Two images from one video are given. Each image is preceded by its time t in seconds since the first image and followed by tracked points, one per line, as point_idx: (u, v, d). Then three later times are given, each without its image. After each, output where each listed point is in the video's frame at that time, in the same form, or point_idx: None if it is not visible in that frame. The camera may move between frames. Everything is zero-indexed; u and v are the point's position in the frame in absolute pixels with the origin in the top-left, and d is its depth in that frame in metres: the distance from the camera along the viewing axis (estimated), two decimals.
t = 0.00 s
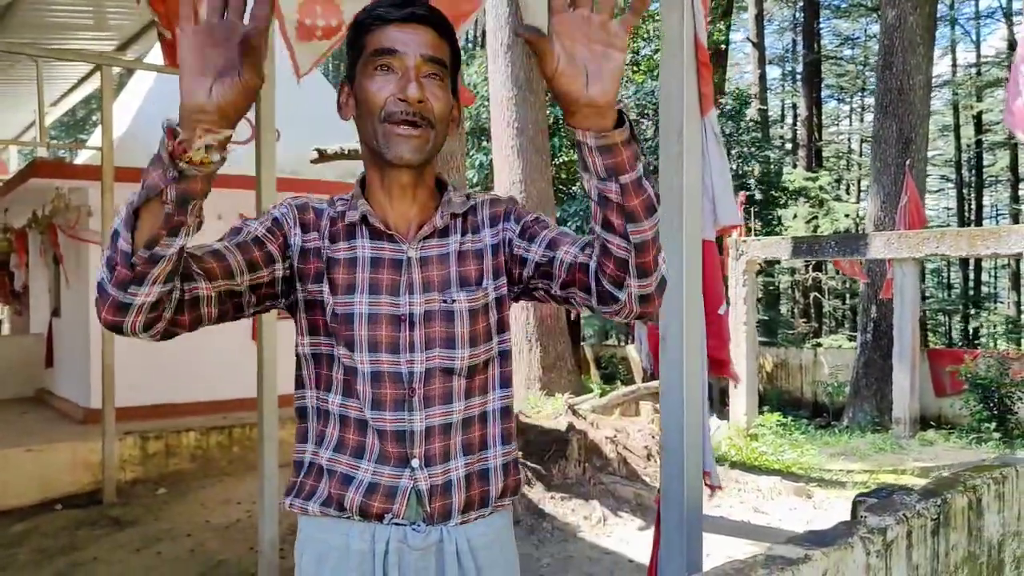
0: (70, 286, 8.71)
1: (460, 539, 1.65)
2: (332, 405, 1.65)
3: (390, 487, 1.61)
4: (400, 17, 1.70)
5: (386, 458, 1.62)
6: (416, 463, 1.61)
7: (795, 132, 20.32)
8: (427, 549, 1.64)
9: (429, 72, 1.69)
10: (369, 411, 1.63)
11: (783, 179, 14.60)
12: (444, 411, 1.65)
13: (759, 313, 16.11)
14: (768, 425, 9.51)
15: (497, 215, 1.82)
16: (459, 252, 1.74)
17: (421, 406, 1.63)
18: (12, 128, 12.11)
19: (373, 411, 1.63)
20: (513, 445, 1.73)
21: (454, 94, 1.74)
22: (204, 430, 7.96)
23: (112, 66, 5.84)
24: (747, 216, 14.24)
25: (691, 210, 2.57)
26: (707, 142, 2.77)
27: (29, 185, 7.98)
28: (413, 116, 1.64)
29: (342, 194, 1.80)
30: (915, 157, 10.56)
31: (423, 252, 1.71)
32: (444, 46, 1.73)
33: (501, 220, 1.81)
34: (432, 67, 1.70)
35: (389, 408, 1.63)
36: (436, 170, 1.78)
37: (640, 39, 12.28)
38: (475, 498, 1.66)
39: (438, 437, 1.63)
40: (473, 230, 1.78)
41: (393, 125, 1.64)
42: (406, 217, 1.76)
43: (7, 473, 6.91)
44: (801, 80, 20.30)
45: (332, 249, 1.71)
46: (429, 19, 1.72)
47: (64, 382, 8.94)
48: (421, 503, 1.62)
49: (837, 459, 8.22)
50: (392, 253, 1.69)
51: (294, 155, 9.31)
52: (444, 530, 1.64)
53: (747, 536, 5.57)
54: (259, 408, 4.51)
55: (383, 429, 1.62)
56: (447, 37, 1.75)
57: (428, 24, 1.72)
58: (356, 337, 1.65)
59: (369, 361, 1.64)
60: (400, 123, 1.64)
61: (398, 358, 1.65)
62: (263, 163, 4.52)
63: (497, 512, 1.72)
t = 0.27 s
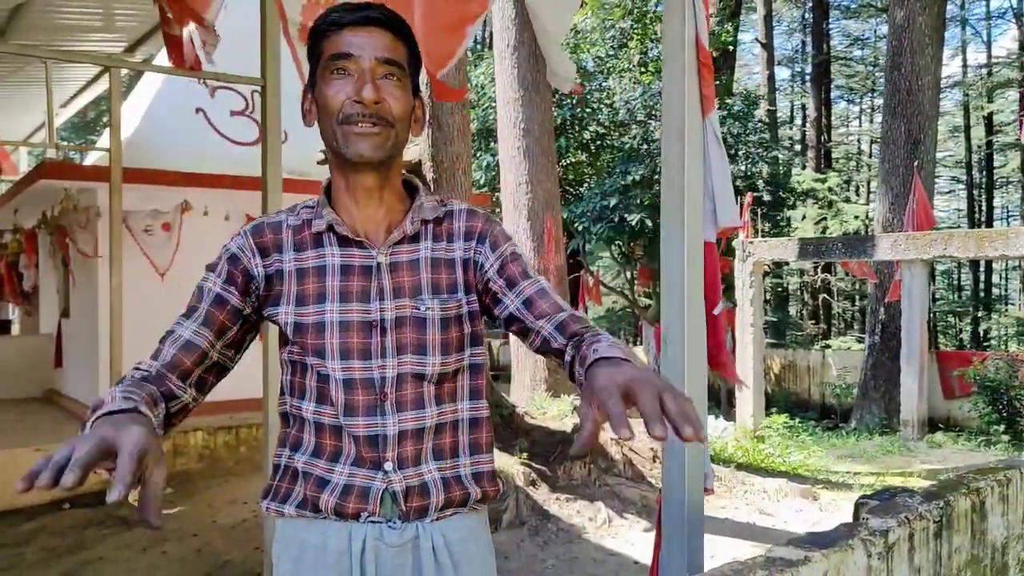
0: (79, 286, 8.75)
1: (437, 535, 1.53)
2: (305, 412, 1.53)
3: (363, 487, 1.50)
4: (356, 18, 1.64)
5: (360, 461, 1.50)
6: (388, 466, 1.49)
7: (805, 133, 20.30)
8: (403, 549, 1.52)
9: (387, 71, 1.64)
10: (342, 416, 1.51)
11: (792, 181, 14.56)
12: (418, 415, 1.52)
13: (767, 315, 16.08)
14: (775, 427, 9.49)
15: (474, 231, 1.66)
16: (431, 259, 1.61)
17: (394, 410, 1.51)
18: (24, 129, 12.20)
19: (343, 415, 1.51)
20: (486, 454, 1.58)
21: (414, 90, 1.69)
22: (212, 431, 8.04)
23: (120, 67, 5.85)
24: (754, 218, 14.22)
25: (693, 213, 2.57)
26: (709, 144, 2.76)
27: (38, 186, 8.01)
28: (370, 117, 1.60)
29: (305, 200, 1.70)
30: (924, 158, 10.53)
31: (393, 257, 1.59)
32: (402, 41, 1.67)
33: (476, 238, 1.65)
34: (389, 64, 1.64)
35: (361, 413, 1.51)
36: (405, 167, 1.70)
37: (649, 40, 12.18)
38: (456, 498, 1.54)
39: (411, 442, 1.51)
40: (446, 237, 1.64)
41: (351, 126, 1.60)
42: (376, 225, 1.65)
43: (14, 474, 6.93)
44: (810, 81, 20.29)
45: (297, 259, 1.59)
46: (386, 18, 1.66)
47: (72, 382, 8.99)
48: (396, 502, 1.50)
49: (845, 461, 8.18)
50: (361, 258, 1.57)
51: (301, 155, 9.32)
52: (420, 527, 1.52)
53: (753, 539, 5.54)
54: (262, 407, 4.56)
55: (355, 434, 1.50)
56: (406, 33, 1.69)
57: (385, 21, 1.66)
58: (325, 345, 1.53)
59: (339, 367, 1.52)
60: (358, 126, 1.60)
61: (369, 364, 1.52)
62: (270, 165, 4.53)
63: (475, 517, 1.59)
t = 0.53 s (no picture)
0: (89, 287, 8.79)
1: (434, 535, 1.54)
2: (299, 418, 1.53)
3: (359, 492, 1.50)
4: (346, 23, 1.64)
5: (356, 466, 1.50)
6: (384, 473, 1.50)
7: (815, 133, 20.24)
8: (401, 551, 1.52)
9: (377, 76, 1.64)
10: (337, 425, 1.50)
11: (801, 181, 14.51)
12: (412, 424, 1.52)
13: (777, 316, 16.04)
14: (785, 428, 9.47)
15: (469, 242, 1.67)
16: (425, 266, 1.61)
17: (389, 418, 1.51)
18: (36, 132, 12.29)
19: (338, 423, 1.50)
20: (475, 458, 1.61)
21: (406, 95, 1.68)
22: (221, 431, 8.06)
23: (131, 71, 5.89)
24: (764, 219, 14.20)
25: (700, 214, 2.57)
26: (715, 146, 2.77)
27: (49, 189, 8.05)
28: (360, 123, 1.59)
29: (293, 207, 1.67)
30: (934, 159, 10.50)
31: (387, 266, 1.58)
32: (392, 46, 1.66)
33: (472, 251, 1.66)
34: (380, 71, 1.64)
35: (355, 422, 1.51)
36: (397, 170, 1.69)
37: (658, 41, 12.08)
38: (452, 499, 1.56)
39: (405, 449, 1.51)
40: (442, 244, 1.64)
41: (342, 132, 1.59)
42: (368, 233, 1.65)
43: (26, 475, 6.98)
44: (820, 82, 20.25)
45: (289, 270, 1.58)
46: (375, 22, 1.66)
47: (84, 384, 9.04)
48: (393, 506, 1.50)
49: (855, 462, 8.16)
50: (355, 268, 1.57)
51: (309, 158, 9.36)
52: (418, 527, 1.52)
53: (761, 541, 5.54)
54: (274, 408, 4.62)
55: (350, 442, 1.50)
56: (396, 38, 1.68)
57: (375, 27, 1.66)
58: (318, 355, 1.52)
59: (334, 377, 1.52)
60: (348, 132, 1.59)
61: (364, 372, 1.52)
62: (280, 167, 4.56)
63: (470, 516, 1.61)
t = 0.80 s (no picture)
0: (101, 292, 8.85)
1: (460, 546, 1.56)
2: (326, 428, 1.52)
3: (388, 503, 1.50)
4: (382, 37, 1.65)
5: (385, 477, 1.51)
6: (413, 484, 1.51)
7: (826, 136, 20.18)
8: (429, 561, 1.54)
9: (414, 92, 1.65)
10: (367, 435, 1.51)
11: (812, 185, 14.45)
12: (442, 435, 1.54)
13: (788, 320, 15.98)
14: (795, 433, 9.43)
15: (497, 257, 1.69)
16: (456, 277, 1.63)
17: (419, 429, 1.52)
18: (47, 137, 12.37)
19: (370, 435, 1.51)
20: (497, 468, 1.65)
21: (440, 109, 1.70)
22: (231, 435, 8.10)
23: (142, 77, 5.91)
24: (774, 222, 14.15)
25: (709, 220, 2.57)
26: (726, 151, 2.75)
27: (61, 194, 8.11)
28: (397, 140, 1.61)
29: (322, 214, 1.67)
30: (945, 162, 10.45)
31: (419, 277, 1.59)
32: (430, 60, 1.68)
33: (498, 265, 1.69)
34: (418, 87, 1.65)
35: (386, 432, 1.51)
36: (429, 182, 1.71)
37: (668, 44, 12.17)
38: (478, 509, 1.59)
39: (434, 459, 1.53)
40: (471, 256, 1.66)
41: (379, 149, 1.61)
42: (400, 244, 1.65)
43: (39, 479, 7.01)
44: (831, 84, 20.19)
45: (319, 279, 1.57)
46: (412, 36, 1.66)
47: (95, 388, 9.09)
48: (421, 516, 1.52)
49: (867, 467, 8.12)
50: (387, 278, 1.57)
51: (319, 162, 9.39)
52: (444, 538, 1.54)
53: (773, 546, 5.52)
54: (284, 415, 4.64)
55: (381, 453, 1.51)
56: (432, 51, 1.69)
57: (412, 41, 1.67)
58: (349, 365, 1.52)
59: (365, 389, 1.52)
60: (385, 149, 1.61)
61: (394, 384, 1.53)
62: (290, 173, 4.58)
63: (491, 524, 1.64)
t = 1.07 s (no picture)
0: (112, 295, 8.89)
1: (505, 550, 1.54)
2: (375, 428, 1.50)
3: (435, 504, 1.48)
4: (446, 38, 1.64)
5: (433, 478, 1.49)
6: (462, 487, 1.50)
7: (836, 139, 20.09)
8: (473, 564, 1.52)
9: (475, 95, 1.64)
10: (417, 435, 1.49)
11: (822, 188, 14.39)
12: (492, 438, 1.53)
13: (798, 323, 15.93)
14: (806, 437, 9.39)
15: (547, 263, 1.69)
16: (507, 281, 1.62)
17: (470, 431, 1.51)
18: (58, 142, 12.44)
19: (422, 436, 1.49)
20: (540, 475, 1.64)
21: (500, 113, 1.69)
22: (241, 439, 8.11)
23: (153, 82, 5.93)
24: (784, 226, 14.10)
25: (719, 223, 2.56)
26: (734, 154, 2.74)
27: (73, 198, 8.15)
28: (456, 142, 1.60)
29: (376, 214, 1.66)
30: (957, 165, 10.38)
31: (473, 280, 1.58)
32: (491, 65, 1.67)
33: (547, 272, 1.69)
34: (479, 91, 1.64)
35: (438, 433, 1.50)
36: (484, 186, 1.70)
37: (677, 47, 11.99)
38: (523, 514, 1.57)
39: (482, 462, 1.52)
40: (523, 261, 1.66)
41: (437, 150, 1.60)
42: (454, 247, 1.64)
43: (50, 482, 7.04)
44: (841, 87, 20.13)
45: (374, 279, 1.55)
46: (476, 40, 1.66)
47: (106, 391, 9.13)
48: (468, 519, 1.50)
49: (878, 472, 8.07)
50: (441, 278, 1.55)
51: (329, 166, 9.42)
52: (489, 543, 1.52)
53: (784, 551, 5.49)
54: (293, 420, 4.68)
55: (431, 454, 1.49)
56: (495, 54, 1.68)
57: (476, 44, 1.66)
58: (402, 365, 1.50)
59: (417, 389, 1.50)
60: (443, 150, 1.60)
61: (446, 385, 1.51)
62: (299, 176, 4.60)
63: (533, 529, 1.61)
